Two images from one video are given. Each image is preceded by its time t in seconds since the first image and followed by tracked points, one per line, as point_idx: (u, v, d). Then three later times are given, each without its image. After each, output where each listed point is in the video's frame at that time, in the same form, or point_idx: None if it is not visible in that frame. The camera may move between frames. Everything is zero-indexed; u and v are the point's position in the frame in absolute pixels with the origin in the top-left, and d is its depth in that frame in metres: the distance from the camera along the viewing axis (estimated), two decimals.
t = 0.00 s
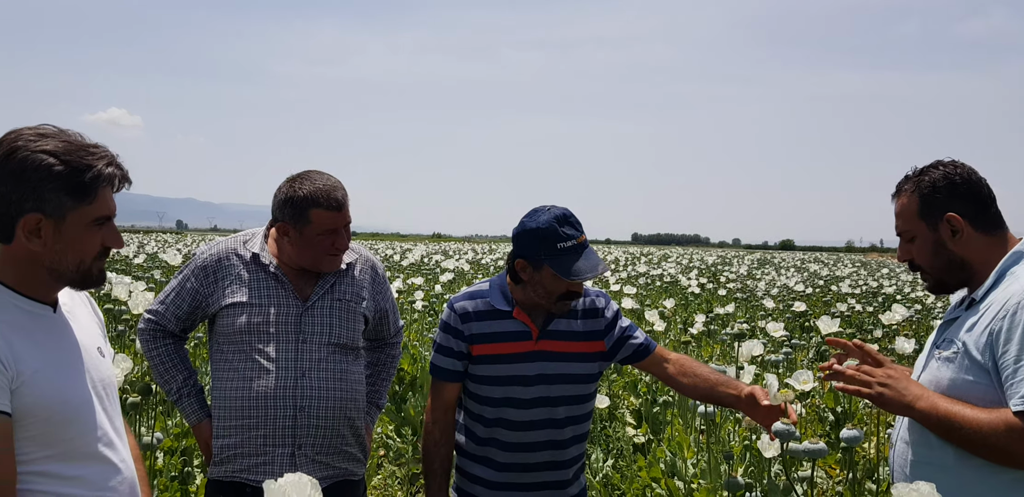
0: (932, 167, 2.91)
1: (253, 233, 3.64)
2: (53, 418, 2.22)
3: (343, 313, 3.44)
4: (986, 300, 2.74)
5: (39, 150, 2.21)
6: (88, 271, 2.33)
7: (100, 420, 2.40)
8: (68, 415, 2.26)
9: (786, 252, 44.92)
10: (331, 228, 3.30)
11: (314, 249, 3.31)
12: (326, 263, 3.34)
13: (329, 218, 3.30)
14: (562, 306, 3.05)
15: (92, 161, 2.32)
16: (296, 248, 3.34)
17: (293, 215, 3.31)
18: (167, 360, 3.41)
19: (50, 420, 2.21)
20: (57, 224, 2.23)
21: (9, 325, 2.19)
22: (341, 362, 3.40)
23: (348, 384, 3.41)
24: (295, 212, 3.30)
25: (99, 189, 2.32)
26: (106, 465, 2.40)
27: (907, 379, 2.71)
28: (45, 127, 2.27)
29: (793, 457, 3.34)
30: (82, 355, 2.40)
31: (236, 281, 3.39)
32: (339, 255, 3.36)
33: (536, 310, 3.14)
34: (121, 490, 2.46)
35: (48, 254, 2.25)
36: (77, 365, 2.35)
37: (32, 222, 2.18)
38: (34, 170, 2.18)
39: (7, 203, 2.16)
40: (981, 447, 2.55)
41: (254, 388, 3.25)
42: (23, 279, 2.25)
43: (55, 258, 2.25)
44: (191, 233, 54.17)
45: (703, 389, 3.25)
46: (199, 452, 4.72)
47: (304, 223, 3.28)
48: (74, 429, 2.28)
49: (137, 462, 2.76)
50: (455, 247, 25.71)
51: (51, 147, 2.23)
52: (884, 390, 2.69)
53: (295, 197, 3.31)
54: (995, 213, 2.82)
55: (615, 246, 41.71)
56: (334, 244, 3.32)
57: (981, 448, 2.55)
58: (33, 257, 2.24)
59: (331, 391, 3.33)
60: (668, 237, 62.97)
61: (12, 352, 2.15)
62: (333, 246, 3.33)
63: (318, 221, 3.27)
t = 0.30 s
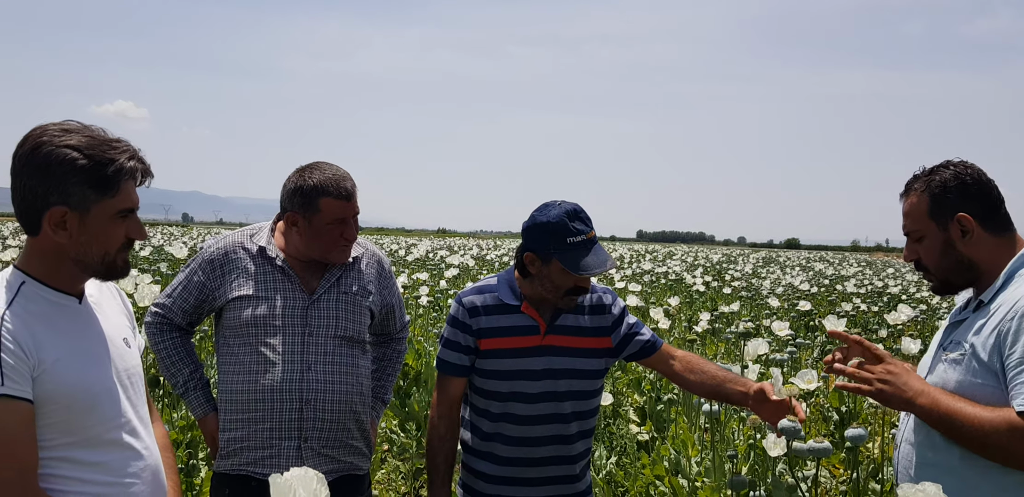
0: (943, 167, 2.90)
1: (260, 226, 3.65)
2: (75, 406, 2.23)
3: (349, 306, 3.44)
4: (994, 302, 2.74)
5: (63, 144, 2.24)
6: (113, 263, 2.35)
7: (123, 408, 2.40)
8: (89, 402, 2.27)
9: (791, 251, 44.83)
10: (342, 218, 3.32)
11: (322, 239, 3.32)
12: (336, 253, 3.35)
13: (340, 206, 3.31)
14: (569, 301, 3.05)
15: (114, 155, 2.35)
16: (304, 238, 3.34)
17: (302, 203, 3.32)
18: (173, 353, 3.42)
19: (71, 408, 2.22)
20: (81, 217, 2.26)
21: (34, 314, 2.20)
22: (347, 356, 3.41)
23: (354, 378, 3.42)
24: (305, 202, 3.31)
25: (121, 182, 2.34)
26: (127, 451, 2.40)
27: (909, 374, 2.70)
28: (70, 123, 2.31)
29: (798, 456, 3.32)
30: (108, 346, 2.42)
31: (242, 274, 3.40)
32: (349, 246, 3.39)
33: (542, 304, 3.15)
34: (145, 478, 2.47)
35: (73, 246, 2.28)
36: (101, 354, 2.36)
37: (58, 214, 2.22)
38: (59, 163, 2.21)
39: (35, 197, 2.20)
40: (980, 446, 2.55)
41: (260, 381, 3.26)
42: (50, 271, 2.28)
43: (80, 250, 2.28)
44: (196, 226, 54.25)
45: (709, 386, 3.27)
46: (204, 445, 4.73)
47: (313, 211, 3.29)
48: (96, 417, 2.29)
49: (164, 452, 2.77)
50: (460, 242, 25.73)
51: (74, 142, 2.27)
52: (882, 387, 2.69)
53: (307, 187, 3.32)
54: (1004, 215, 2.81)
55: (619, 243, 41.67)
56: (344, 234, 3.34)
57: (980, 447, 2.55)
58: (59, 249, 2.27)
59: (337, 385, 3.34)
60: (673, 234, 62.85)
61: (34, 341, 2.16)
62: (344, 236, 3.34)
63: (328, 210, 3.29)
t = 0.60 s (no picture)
0: (943, 172, 2.90)
1: (263, 226, 3.66)
2: (87, 401, 2.23)
3: (351, 306, 3.45)
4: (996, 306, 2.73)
5: (80, 144, 2.27)
6: (127, 260, 2.37)
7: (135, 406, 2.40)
8: (101, 398, 2.26)
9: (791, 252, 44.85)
10: (340, 216, 3.32)
11: (321, 237, 3.32)
12: (335, 252, 3.35)
13: (339, 204, 3.32)
14: (568, 301, 3.05)
15: (130, 154, 2.38)
16: (304, 236, 3.34)
17: (301, 201, 3.33)
18: (175, 353, 3.42)
19: (84, 405, 2.22)
20: (99, 215, 2.28)
21: (50, 310, 2.21)
22: (348, 356, 3.41)
23: (356, 378, 3.42)
24: (303, 199, 3.32)
25: (137, 181, 2.36)
26: (137, 449, 2.39)
27: (899, 387, 2.67)
28: (86, 124, 2.34)
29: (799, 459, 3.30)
30: (121, 344, 2.42)
31: (244, 274, 3.40)
32: (349, 245, 3.38)
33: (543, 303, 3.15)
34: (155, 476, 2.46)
35: (91, 243, 2.29)
36: (114, 351, 2.37)
37: (76, 211, 2.24)
38: (78, 162, 2.24)
39: (52, 194, 2.22)
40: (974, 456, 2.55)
41: (262, 381, 3.26)
42: (63, 268, 2.28)
43: (97, 247, 2.30)
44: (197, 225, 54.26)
45: (710, 387, 3.26)
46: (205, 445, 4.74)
47: (312, 209, 3.29)
48: (109, 413, 2.28)
49: (172, 451, 2.77)
50: (461, 242, 25.75)
51: (91, 141, 2.30)
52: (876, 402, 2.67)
53: (306, 185, 3.33)
54: (1005, 220, 2.81)
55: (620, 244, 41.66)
56: (343, 232, 3.34)
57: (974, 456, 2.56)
58: (76, 246, 2.28)
59: (338, 385, 3.34)
60: (673, 235, 62.86)
61: (50, 336, 2.17)
62: (343, 234, 3.34)
63: (326, 208, 3.29)
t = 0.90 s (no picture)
0: (936, 192, 2.88)
1: (266, 226, 3.65)
2: (92, 395, 2.22)
3: (352, 307, 3.44)
4: (995, 322, 2.72)
5: (99, 140, 2.28)
6: (138, 257, 2.36)
7: (137, 403, 2.40)
8: (105, 393, 2.25)
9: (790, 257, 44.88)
10: (341, 217, 3.31)
11: (323, 238, 3.31)
12: (334, 253, 3.34)
13: (339, 207, 3.32)
14: (565, 305, 3.05)
15: (149, 152, 2.38)
16: (306, 238, 3.34)
17: (303, 201, 3.34)
18: (175, 351, 3.42)
19: (89, 400, 2.21)
20: (114, 210, 2.28)
21: (60, 303, 2.21)
22: (348, 357, 3.41)
23: (355, 379, 3.42)
24: (306, 199, 3.33)
25: (153, 178, 2.37)
26: (137, 446, 2.38)
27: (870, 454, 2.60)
28: (106, 122, 2.35)
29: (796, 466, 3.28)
30: (126, 341, 2.42)
31: (245, 273, 3.40)
32: (349, 247, 3.36)
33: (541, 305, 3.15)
34: (154, 472, 2.44)
35: (105, 237, 2.29)
36: (120, 347, 2.37)
37: (92, 204, 2.24)
38: (96, 157, 2.25)
39: (69, 188, 2.23)
40: None
41: (260, 381, 3.26)
42: (75, 261, 2.29)
43: (110, 241, 2.30)
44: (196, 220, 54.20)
45: (706, 394, 3.27)
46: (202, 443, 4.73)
47: (313, 210, 3.30)
48: (112, 408, 2.28)
49: (170, 451, 2.76)
50: (460, 241, 25.74)
51: (109, 138, 2.31)
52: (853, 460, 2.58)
53: (308, 186, 3.34)
54: (1001, 238, 2.80)
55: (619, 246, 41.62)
56: (344, 236, 3.32)
57: None
58: (90, 239, 2.28)
59: (337, 386, 3.34)
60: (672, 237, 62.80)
61: (58, 328, 2.17)
62: (343, 236, 3.33)
63: (327, 209, 3.29)
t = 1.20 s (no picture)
0: (925, 206, 2.83)
1: (267, 227, 3.65)
2: (86, 394, 2.22)
3: (351, 309, 3.44)
4: (985, 339, 2.68)
5: (104, 141, 2.28)
6: (139, 258, 2.35)
7: (129, 402, 2.39)
8: (98, 392, 2.25)
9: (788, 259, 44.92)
10: (343, 218, 3.31)
11: (325, 238, 3.31)
12: (336, 253, 3.33)
13: (344, 207, 3.32)
14: (561, 305, 3.05)
15: (153, 155, 2.38)
16: (309, 238, 3.34)
17: (307, 200, 3.32)
18: (174, 350, 3.42)
19: (81, 398, 2.21)
20: (116, 212, 2.27)
21: (57, 301, 2.21)
22: (346, 358, 3.41)
23: (353, 381, 3.41)
24: (309, 199, 3.32)
25: (157, 181, 2.36)
26: (127, 444, 2.37)
27: None
28: (113, 123, 2.35)
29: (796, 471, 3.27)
30: (121, 340, 2.41)
31: (245, 274, 3.39)
32: (351, 247, 3.35)
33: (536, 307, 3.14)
34: (143, 471, 2.44)
35: (106, 237, 2.29)
36: (115, 347, 2.36)
37: (96, 204, 2.24)
38: (100, 157, 2.25)
39: (72, 188, 2.22)
40: None
41: (258, 381, 3.25)
42: (75, 260, 2.28)
43: (111, 242, 2.29)
44: (195, 218, 54.17)
45: (701, 398, 3.26)
46: (200, 443, 4.71)
47: (318, 209, 3.29)
48: (105, 407, 2.27)
49: (160, 450, 2.74)
50: (458, 242, 25.75)
51: (115, 139, 2.30)
52: None
53: (313, 184, 3.33)
54: (991, 253, 2.76)
55: (618, 247, 41.61)
56: (345, 235, 3.32)
57: None
58: (92, 239, 2.28)
59: (336, 387, 3.34)
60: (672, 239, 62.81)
61: (54, 326, 2.16)
62: (344, 236, 3.32)
63: (330, 209, 3.29)
